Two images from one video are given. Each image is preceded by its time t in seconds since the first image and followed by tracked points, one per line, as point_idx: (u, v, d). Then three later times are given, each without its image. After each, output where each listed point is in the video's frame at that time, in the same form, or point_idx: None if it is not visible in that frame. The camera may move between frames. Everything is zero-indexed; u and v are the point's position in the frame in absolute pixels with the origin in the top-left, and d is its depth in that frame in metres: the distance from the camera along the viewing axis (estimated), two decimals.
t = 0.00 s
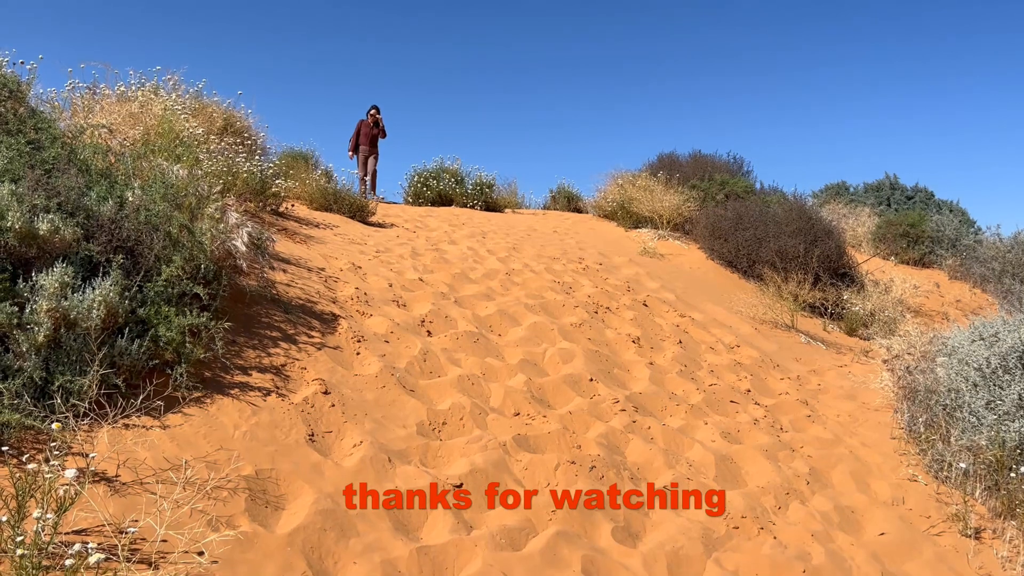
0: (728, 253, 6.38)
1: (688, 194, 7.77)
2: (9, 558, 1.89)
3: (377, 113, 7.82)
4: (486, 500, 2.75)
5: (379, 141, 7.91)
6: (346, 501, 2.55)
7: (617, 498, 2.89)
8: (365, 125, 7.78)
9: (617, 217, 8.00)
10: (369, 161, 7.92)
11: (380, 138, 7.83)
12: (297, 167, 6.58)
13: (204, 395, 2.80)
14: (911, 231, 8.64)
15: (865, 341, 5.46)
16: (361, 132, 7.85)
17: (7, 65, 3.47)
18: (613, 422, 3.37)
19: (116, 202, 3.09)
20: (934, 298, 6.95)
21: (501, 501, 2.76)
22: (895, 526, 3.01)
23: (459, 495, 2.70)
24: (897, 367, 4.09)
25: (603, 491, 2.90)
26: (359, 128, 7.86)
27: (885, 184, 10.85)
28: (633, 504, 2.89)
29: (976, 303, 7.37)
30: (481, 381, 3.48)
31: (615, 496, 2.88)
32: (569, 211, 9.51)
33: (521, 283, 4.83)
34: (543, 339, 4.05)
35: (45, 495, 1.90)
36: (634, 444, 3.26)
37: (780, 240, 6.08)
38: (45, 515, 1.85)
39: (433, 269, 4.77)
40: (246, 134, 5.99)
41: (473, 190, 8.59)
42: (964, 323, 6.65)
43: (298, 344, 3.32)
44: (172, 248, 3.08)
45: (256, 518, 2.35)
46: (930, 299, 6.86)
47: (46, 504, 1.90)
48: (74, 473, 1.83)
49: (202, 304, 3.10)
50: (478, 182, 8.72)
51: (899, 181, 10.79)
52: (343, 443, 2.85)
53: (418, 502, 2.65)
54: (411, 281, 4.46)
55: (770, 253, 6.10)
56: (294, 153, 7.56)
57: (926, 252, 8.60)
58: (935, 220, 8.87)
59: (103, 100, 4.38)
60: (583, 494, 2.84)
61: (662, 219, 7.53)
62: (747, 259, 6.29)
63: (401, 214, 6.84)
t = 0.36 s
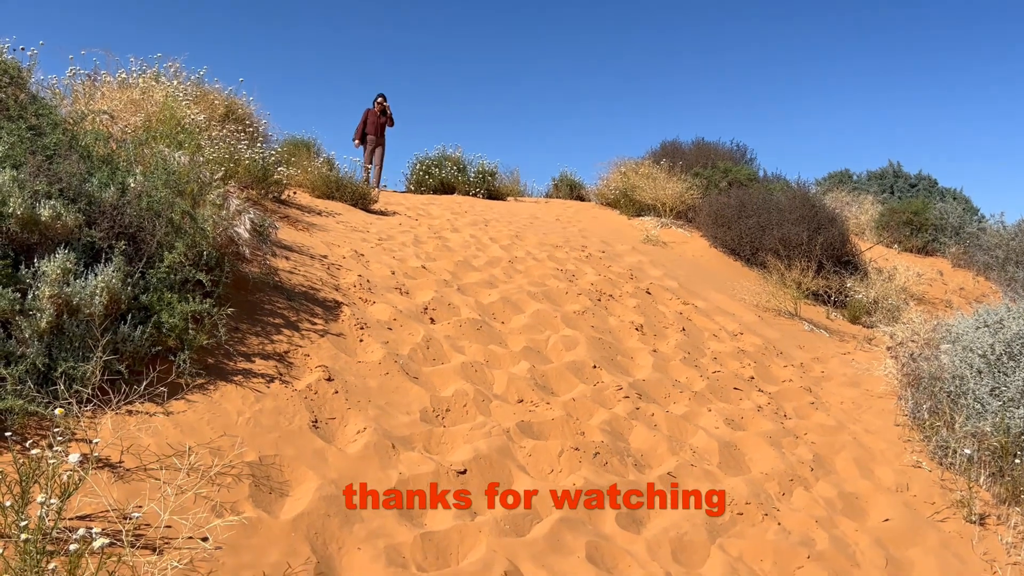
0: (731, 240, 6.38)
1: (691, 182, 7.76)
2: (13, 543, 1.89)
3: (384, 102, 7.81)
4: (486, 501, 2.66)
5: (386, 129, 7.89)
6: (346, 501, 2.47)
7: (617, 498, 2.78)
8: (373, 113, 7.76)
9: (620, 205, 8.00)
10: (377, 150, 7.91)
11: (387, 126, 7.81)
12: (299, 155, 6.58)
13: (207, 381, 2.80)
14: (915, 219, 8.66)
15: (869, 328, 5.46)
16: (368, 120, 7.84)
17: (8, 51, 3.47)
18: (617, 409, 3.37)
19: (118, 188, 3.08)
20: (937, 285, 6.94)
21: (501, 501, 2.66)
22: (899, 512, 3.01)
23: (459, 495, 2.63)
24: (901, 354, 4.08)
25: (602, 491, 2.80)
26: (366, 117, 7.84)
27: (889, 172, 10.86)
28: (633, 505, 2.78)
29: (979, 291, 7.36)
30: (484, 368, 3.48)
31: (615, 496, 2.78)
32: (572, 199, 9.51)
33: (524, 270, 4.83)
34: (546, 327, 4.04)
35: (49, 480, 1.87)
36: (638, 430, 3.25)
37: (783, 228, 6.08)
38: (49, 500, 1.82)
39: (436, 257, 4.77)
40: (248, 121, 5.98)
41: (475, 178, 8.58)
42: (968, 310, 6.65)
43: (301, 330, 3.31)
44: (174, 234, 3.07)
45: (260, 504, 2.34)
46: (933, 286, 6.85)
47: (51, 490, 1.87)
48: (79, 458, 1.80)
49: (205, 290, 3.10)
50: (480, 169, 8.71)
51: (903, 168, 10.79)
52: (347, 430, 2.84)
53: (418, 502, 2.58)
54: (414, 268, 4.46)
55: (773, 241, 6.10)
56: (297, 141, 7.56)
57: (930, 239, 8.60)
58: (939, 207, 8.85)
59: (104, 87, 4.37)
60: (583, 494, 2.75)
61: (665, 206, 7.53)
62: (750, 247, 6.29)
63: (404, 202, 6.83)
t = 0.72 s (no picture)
0: (732, 229, 6.37)
1: (692, 171, 7.75)
2: (13, 532, 1.88)
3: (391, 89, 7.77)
4: (485, 501, 2.58)
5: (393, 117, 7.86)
6: (346, 501, 2.41)
7: (618, 498, 2.71)
8: (379, 100, 7.72)
9: (621, 194, 7.98)
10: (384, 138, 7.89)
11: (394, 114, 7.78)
12: (299, 144, 6.55)
13: (207, 370, 2.79)
14: (916, 208, 8.63)
15: (870, 317, 5.46)
16: (374, 108, 7.79)
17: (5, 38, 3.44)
18: (618, 397, 3.36)
19: (117, 176, 3.07)
20: (938, 274, 6.94)
21: (501, 502, 2.58)
22: (901, 500, 3.00)
23: (459, 495, 2.55)
24: (903, 343, 4.07)
25: (602, 491, 2.73)
26: (372, 104, 7.80)
27: (890, 160, 10.84)
28: (633, 505, 2.71)
29: (981, 279, 7.36)
30: (485, 357, 3.47)
31: (615, 496, 2.71)
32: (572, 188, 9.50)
33: (524, 260, 4.81)
34: (547, 316, 4.03)
35: (49, 469, 1.86)
36: (640, 419, 3.25)
37: (785, 217, 6.07)
38: (49, 489, 1.80)
39: (437, 246, 4.75)
40: (247, 110, 5.95)
41: (476, 167, 8.56)
42: (970, 299, 6.65)
43: (302, 319, 3.30)
44: (173, 223, 3.06)
45: (261, 493, 2.33)
46: (935, 275, 6.85)
47: (51, 478, 1.86)
48: (79, 446, 1.79)
49: (205, 279, 3.08)
50: (481, 158, 8.69)
51: (904, 157, 10.77)
52: (348, 418, 2.83)
53: (418, 502, 2.52)
54: (415, 258, 4.45)
55: (775, 230, 6.09)
56: (296, 130, 7.53)
57: (931, 229, 8.59)
58: (940, 196, 8.84)
59: (101, 75, 4.35)
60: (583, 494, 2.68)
61: (665, 195, 7.51)
62: (751, 236, 6.28)
63: (404, 191, 6.82)
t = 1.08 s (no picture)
0: (731, 224, 6.33)
1: (690, 165, 7.73)
2: (11, 529, 1.87)
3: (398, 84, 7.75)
4: (485, 501, 2.55)
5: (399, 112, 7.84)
6: (346, 501, 2.39)
7: (617, 498, 2.69)
8: (387, 96, 7.69)
9: (620, 189, 7.97)
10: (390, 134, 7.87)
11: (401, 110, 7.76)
12: (296, 139, 6.54)
13: (206, 366, 2.78)
14: (914, 202, 8.62)
15: (869, 311, 5.45)
16: (381, 103, 7.76)
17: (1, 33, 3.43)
18: (617, 392, 3.36)
19: (114, 171, 3.06)
20: (937, 268, 6.94)
21: (501, 502, 2.56)
22: (901, 494, 3.00)
23: (459, 495, 2.52)
24: (902, 336, 4.08)
25: (602, 491, 2.71)
26: (379, 99, 7.77)
27: (889, 154, 10.83)
28: (633, 505, 2.68)
29: (979, 273, 7.36)
30: (484, 352, 3.46)
31: (615, 496, 2.69)
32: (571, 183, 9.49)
33: (523, 254, 4.80)
34: (546, 311, 4.02)
35: (46, 465, 1.85)
36: (639, 413, 3.24)
37: (783, 211, 6.07)
38: (47, 485, 1.79)
39: (435, 241, 4.74)
40: (244, 105, 5.93)
41: (474, 162, 8.53)
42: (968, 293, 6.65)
43: (300, 315, 3.29)
44: (171, 218, 3.05)
45: (260, 489, 2.33)
46: (933, 269, 6.85)
47: (48, 475, 1.85)
48: (76, 443, 1.78)
49: (203, 275, 3.07)
50: (478, 153, 8.64)
51: (902, 151, 10.76)
52: (347, 414, 2.83)
53: (418, 502, 2.49)
54: (413, 253, 4.44)
55: (773, 224, 6.09)
56: (294, 125, 7.51)
57: (930, 222, 8.55)
58: (939, 189, 8.82)
59: (98, 71, 4.33)
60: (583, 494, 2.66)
61: (664, 189, 7.50)
62: (750, 230, 6.27)
63: (402, 187, 6.80)
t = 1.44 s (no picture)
0: (729, 225, 6.34)
1: (688, 166, 7.74)
2: (9, 533, 1.87)
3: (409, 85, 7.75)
4: (485, 501, 2.56)
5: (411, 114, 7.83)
6: (346, 501, 2.40)
7: (617, 498, 2.69)
8: (398, 98, 7.66)
9: (618, 189, 7.96)
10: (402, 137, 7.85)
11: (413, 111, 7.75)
12: (294, 142, 6.53)
13: (204, 369, 2.78)
14: (912, 202, 8.64)
15: (867, 311, 5.45)
16: (393, 105, 7.73)
17: None
18: (616, 393, 3.36)
19: (111, 174, 3.05)
20: (935, 268, 6.94)
21: (501, 502, 2.56)
22: (900, 494, 3.00)
23: (459, 495, 2.53)
24: (900, 337, 4.08)
25: (602, 491, 2.71)
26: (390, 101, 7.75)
27: (887, 154, 10.83)
28: (633, 505, 2.69)
29: (977, 273, 7.37)
30: (483, 354, 3.46)
31: (615, 496, 2.69)
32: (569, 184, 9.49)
33: (521, 256, 4.80)
34: (544, 312, 4.02)
35: (44, 469, 1.84)
36: (638, 415, 3.24)
37: (781, 212, 6.07)
38: (44, 490, 1.79)
39: (433, 243, 4.74)
40: (242, 107, 5.93)
41: (472, 163, 8.52)
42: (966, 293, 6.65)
43: (298, 317, 3.29)
44: (168, 221, 3.04)
45: (258, 492, 2.33)
46: (931, 269, 6.85)
47: (46, 479, 1.84)
48: (74, 447, 1.77)
49: (200, 277, 3.07)
50: (477, 155, 8.59)
51: (900, 151, 10.77)
52: (345, 416, 2.83)
53: (418, 502, 2.51)
54: (411, 255, 4.44)
55: (771, 224, 6.09)
56: (292, 127, 7.51)
57: (928, 223, 8.56)
58: (936, 189, 8.82)
59: (95, 74, 4.33)
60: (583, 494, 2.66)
61: (662, 190, 7.50)
62: (748, 231, 6.27)
63: (400, 188, 6.80)
